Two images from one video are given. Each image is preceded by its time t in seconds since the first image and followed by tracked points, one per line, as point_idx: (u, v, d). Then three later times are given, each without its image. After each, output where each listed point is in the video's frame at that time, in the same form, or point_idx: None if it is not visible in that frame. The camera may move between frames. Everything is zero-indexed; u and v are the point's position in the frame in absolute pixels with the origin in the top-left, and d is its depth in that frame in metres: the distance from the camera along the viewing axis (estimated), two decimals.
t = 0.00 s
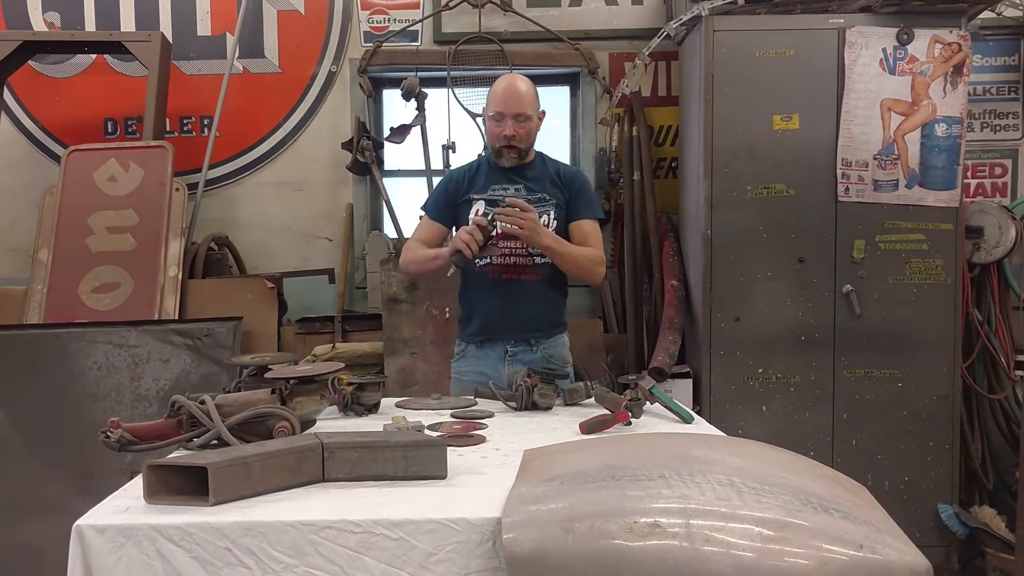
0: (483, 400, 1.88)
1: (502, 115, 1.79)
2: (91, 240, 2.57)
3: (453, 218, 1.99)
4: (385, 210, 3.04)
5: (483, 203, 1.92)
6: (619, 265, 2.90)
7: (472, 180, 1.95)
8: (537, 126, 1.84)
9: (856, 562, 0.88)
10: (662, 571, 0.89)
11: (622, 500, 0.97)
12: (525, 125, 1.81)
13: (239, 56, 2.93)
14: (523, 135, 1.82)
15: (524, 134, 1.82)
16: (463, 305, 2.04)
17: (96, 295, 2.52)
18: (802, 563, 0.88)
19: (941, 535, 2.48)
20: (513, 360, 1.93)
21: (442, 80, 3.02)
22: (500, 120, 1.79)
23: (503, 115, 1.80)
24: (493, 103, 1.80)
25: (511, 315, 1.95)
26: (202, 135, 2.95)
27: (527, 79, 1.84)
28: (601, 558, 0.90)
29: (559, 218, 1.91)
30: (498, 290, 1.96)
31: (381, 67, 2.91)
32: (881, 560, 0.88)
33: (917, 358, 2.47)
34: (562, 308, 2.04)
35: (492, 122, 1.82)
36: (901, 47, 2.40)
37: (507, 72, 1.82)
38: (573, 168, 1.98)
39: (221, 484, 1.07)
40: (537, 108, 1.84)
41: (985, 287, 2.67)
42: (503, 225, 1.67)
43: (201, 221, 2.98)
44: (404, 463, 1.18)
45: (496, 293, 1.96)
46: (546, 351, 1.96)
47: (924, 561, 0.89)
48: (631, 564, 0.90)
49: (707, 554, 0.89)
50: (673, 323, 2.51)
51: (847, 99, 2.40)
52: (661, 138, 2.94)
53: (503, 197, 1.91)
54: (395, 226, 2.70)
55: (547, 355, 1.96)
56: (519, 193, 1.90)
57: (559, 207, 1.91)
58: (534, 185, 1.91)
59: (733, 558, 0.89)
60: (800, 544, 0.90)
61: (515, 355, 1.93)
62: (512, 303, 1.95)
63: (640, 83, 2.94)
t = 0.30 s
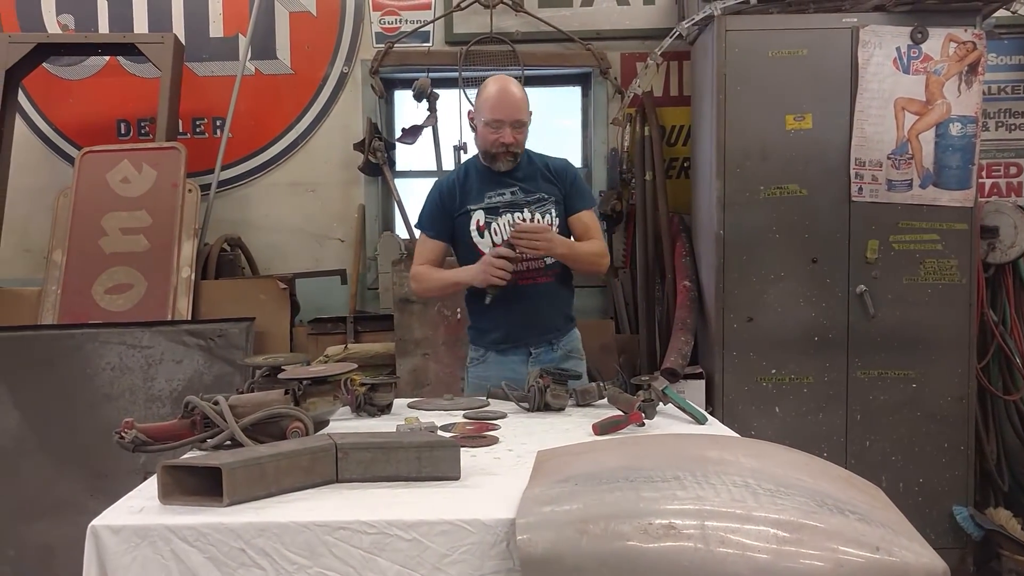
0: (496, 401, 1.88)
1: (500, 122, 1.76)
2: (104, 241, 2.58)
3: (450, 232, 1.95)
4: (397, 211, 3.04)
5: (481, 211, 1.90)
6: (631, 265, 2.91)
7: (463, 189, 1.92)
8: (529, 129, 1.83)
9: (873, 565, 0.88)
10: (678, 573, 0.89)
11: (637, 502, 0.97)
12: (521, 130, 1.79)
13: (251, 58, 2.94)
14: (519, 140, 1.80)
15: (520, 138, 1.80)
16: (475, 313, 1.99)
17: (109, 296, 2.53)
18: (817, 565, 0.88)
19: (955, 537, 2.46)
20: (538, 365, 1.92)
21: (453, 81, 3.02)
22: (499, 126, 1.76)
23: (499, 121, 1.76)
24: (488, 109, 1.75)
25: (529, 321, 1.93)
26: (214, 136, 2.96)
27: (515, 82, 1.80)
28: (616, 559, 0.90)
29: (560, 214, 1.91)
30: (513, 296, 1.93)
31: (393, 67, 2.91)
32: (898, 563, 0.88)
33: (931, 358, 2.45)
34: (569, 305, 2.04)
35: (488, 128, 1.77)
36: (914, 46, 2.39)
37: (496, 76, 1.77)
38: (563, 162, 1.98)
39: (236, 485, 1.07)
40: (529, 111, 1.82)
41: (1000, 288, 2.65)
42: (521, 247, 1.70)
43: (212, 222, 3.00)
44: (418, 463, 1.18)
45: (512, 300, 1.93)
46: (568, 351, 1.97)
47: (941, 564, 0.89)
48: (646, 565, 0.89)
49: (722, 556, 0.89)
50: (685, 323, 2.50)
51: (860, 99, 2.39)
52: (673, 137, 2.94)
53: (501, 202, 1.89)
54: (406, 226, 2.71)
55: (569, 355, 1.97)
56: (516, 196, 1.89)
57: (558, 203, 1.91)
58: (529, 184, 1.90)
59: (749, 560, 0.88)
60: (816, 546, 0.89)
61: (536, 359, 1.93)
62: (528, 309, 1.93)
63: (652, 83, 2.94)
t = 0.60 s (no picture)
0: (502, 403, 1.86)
1: (547, 121, 1.76)
2: (108, 242, 2.59)
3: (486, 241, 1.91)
4: (400, 212, 3.04)
5: (519, 221, 1.87)
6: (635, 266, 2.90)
7: (500, 197, 1.88)
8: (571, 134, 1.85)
9: (879, 566, 0.87)
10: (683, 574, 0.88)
11: (641, 502, 0.97)
12: (567, 131, 1.80)
13: (255, 59, 2.95)
14: (565, 141, 1.80)
15: (566, 140, 1.81)
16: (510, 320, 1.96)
17: (113, 297, 2.53)
18: (823, 565, 0.87)
19: (960, 539, 2.46)
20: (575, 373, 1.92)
21: (456, 82, 3.02)
22: (548, 125, 1.76)
23: (547, 121, 1.77)
24: (535, 109, 1.76)
25: (566, 327, 1.91)
26: (218, 137, 2.97)
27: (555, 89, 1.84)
28: (621, 560, 0.90)
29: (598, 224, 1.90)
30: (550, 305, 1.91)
31: (396, 69, 2.91)
32: (904, 564, 0.88)
33: (936, 359, 2.45)
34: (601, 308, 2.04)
35: (536, 128, 1.77)
36: (919, 46, 2.39)
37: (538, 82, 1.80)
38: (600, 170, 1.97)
39: (241, 486, 1.07)
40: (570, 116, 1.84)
41: (1005, 288, 2.65)
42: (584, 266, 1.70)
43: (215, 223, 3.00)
44: (422, 464, 1.18)
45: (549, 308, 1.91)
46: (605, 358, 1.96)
47: (947, 565, 0.88)
48: (651, 566, 0.89)
49: (728, 557, 0.88)
50: (689, 324, 2.50)
51: (864, 99, 2.39)
52: (676, 138, 2.94)
53: (539, 211, 1.86)
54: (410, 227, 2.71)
55: (606, 363, 1.97)
56: (555, 205, 1.87)
57: (596, 213, 1.90)
58: (568, 193, 1.88)
59: (754, 561, 0.88)
60: (821, 547, 0.89)
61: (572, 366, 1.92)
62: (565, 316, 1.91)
63: (656, 84, 2.93)
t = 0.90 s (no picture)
0: (500, 406, 1.87)
1: (648, 122, 1.85)
2: (108, 244, 2.59)
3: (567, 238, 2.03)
4: (399, 214, 3.05)
5: (601, 225, 1.96)
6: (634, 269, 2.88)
7: (588, 200, 2.00)
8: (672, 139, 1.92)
9: (876, 568, 0.88)
10: None
11: (639, 505, 0.97)
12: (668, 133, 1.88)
13: (254, 61, 2.95)
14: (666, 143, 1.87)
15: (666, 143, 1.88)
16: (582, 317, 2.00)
17: (113, 299, 2.53)
18: (820, 568, 0.87)
19: (958, 540, 2.46)
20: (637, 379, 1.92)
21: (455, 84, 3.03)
22: (648, 126, 1.85)
23: (648, 122, 1.86)
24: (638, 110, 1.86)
25: (632, 333, 1.93)
26: (217, 139, 2.97)
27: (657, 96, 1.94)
28: (619, 562, 0.90)
29: (681, 241, 1.95)
30: (616, 311, 1.94)
31: (394, 71, 2.92)
32: (901, 566, 0.88)
33: (934, 362, 2.45)
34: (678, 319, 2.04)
35: (636, 129, 1.85)
36: (916, 50, 2.39)
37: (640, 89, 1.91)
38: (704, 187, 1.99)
39: (239, 488, 1.07)
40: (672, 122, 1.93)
41: (1003, 291, 2.65)
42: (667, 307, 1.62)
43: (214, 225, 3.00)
44: (421, 466, 1.18)
45: (617, 313, 1.94)
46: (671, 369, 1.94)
47: (945, 567, 0.89)
48: (648, 568, 0.89)
49: (726, 559, 0.89)
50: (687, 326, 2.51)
51: (862, 102, 2.39)
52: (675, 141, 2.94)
53: (622, 219, 1.95)
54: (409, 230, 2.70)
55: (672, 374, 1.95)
56: (639, 216, 1.94)
57: (680, 230, 1.95)
58: (655, 206, 1.94)
59: (752, 563, 0.88)
60: (819, 549, 0.89)
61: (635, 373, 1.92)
62: (632, 322, 1.93)
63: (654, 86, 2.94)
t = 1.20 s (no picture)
0: (497, 408, 1.87)
1: (691, 109, 1.85)
2: (106, 247, 2.58)
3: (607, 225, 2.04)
4: (397, 217, 3.06)
5: (639, 213, 1.95)
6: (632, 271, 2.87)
7: (628, 187, 1.99)
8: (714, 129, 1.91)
9: (872, 570, 0.88)
10: None
11: (636, 507, 0.97)
12: (710, 122, 1.87)
13: (252, 64, 2.95)
14: (709, 130, 1.87)
15: (709, 131, 1.87)
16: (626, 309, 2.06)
17: (111, 302, 2.53)
18: (816, 570, 0.87)
19: (955, 542, 2.46)
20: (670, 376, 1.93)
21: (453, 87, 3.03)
22: (691, 112, 1.84)
23: (690, 109, 1.85)
24: (680, 98, 1.86)
25: (666, 329, 1.93)
26: (215, 141, 2.97)
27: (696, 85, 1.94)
28: (615, 564, 0.90)
29: (721, 232, 1.89)
30: (650, 303, 1.94)
31: (392, 74, 2.94)
32: (897, 567, 0.88)
33: (932, 363, 2.45)
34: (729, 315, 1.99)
35: (679, 117, 1.85)
36: (913, 52, 2.40)
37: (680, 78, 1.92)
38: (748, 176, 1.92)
39: (236, 490, 1.07)
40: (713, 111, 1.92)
41: (1000, 293, 2.66)
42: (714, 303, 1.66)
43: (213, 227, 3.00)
44: (417, 469, 1.18)
45: (652, 307, 1.94)
46: (707, 368, 1.92)
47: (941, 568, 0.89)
48: (645, 570, 0.89)
49: (722, 561, 0.89)
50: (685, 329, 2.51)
51: (860, 104, 2.40)
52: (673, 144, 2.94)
53: (660, 207, 1.92)
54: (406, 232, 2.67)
55: (709, 373, 1.92)
56: (677, 205, 1.91)
57: (720, 220, 1.89)
58: (695, 195, 1.90)
59: (748, 565, 0.88)
60: (816, 551, 0.89)
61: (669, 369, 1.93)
62: (666, 319, 1.92)
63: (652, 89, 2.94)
